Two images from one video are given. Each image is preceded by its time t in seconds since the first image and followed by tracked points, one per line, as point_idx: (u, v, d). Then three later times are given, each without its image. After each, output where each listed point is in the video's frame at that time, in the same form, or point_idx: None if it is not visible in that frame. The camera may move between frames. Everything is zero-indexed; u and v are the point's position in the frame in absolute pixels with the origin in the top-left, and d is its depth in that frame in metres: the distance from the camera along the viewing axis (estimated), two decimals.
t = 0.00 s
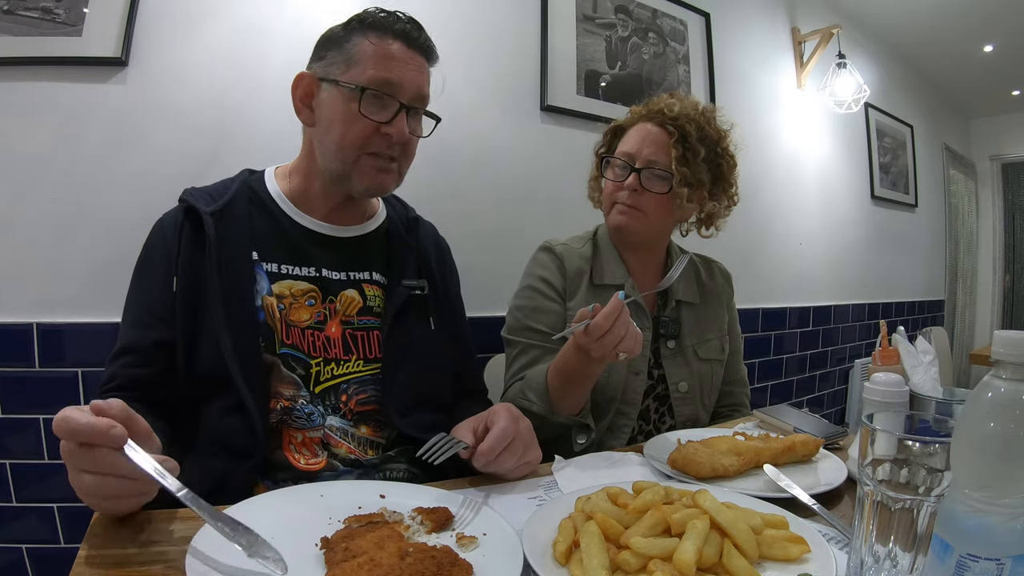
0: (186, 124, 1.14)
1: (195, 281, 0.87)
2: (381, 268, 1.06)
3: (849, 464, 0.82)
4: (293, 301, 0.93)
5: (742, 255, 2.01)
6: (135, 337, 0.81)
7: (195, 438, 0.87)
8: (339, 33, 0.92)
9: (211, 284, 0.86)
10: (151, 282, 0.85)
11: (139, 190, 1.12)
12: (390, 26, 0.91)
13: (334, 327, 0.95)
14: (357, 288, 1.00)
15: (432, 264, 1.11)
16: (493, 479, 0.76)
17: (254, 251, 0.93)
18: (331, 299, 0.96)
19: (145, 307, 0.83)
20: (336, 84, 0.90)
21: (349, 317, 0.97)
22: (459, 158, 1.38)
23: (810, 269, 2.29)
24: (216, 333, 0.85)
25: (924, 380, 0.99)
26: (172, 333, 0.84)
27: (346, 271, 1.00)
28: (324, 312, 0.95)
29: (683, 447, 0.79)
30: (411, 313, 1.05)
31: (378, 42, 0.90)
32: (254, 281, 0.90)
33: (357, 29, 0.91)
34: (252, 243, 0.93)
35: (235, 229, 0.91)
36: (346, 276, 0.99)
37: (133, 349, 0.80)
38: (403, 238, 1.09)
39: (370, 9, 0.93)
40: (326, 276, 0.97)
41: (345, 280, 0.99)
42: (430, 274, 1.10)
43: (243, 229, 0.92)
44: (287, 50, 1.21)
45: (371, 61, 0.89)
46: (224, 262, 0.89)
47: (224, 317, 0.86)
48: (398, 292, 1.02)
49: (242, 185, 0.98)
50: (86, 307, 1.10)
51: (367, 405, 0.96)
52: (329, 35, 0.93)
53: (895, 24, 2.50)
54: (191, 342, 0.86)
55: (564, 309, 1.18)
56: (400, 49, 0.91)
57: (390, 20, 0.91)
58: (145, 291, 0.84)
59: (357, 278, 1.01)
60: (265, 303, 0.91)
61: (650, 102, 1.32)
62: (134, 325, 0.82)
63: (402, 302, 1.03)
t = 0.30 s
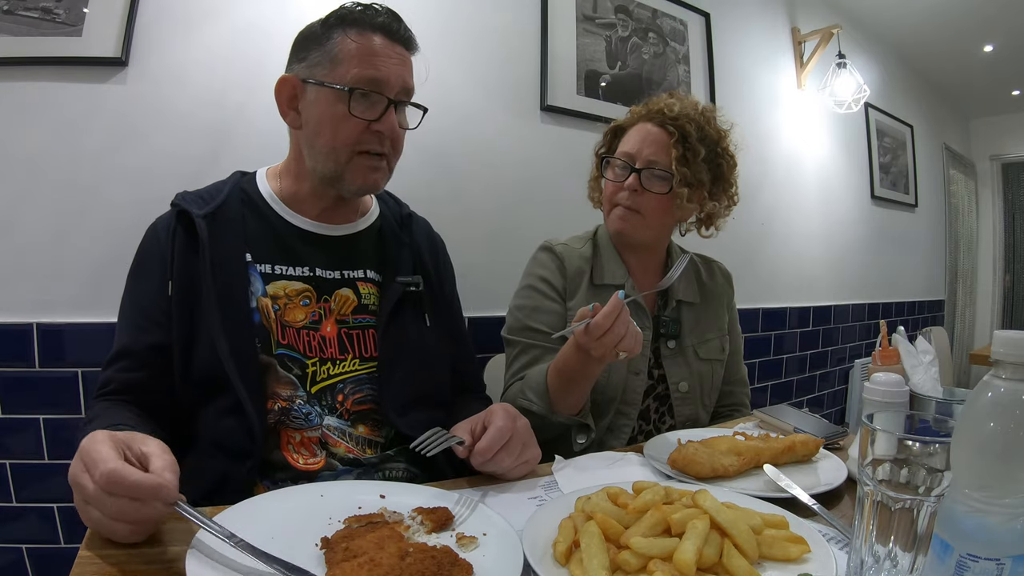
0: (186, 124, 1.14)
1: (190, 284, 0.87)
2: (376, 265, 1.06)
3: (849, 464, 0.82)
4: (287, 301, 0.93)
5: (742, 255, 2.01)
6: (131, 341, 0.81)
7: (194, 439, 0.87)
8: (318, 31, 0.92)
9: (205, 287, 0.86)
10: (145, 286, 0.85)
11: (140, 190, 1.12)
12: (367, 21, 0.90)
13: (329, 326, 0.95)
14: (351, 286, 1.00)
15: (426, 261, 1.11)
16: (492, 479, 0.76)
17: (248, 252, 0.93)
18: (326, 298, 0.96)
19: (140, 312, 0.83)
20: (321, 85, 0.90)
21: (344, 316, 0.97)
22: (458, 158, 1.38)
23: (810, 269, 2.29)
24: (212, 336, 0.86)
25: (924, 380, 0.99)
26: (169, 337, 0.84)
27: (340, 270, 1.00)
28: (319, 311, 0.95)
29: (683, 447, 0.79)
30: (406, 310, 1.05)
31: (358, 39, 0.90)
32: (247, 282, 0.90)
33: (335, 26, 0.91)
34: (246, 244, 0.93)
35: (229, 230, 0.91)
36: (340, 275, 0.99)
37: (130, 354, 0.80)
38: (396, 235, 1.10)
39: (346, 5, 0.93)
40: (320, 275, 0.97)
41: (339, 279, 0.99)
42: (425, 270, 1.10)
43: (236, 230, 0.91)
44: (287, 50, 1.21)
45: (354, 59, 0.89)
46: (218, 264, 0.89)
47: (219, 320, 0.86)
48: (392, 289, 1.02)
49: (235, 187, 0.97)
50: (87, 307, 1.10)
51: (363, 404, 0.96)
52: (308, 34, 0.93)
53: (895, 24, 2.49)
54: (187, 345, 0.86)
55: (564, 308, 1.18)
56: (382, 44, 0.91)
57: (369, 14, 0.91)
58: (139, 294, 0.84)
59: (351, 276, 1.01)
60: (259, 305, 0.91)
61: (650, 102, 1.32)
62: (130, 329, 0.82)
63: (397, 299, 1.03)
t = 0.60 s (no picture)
0: (185, 124, 1.14)
1: (189, 284, 0.87)
2: (377, 265, 1.06)
3: (849, 464, 0.82)
4: (288, 301, 0.93)
5: (742, 255, 2.01)
6: (130, 341, 0.80)
7: (194, 439, 0.87)
8: (318, 27, 0.92)
9: (205, 286, 0.86)
10: (144, 286, 0.85)
11: (140, 191, 1.12)
12: (365, 16, 0.90)
13: (330, 326, 0.95)
14: (352, 286, 1.00)
15: (427, 260, 1.11)
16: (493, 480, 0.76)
17: (248, 252, 0.93)
18: (327, 297, 0.96)
19: (139, 312, 0.83)
20: (322, 82, 0.90)
21: (344, 316, 0.97)
22: (459, 158, 1.38)
23: (810, 269, 2.29)
24: (211, 336, 0.86)
25: (924, 380, 0.99)
26: (167, 337, 0.84)
27: (341, 269, 1.00)
28: (319, 311, 0.95)
29: (683, 447, 0.79)
30: (407, 308, 1.05)
31: (357, 36, 0.90)
32: (248, 281, 0.90)
33: (334, 21, 0.90)
34: (246, 243, 0.93)
35: (228, 230, 0.91)
36: (341, 275, 0.99)
37: (130, 354, 0.80)
38: (397, 233, 1.10)
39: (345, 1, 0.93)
40: (320, 274, 0.97)
41: (339, 278, 0.99)
42: (426, 268, 1.10)
43: (235, 230, 0.92)
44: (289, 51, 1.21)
45: (354, 57, 0.89)
46: (217, 264, 0.89)
47: (219, 320, 0.86)
48: (393, 288, 1.02)
49: (234, 186, 0.97)
50: (86, 306, 1.10)
51: (364, 405, 0.96)
52: (307, 31, 0.92)
53: (894, 24, 2.50)
54: (185, 345, 0.85)
55: (563, 308, 1.18)
56: (381, 40, 0.91)
57: (369, 10, 0.91)
58: (138, 294, 0.84)
59: (352, 276, 1.00)
60: (259, 305, 0.91)
61: (650, 102, 1.31)
62: (128, 330, 0.81)
63: (398, 298, 1.03)
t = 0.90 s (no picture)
0: (185, 124, 1.14)
1: (195, 281, 0.87)
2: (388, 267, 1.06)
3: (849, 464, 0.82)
4: (296, 301, 0.93)
5: (742, 254, 2.01)
6: (132, 337, 0.80)
7: (195, 439, 0.87)
8: (335, 23, 0.91)
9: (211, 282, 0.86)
10: (151, 280, 0.85)
11: (140, 191, 1.12)
12: (382, 15, 0.89)
13: (338, 327, 0.95)
14: (362, 287, 1.00)
15: (438, 265, 1.11)
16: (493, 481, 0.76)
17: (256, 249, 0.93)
18: (336, 298, 0.96)
19: (143, 309, 0.83)
20: (327, 80, 0.90)
21: (354, 317, 0.98)
22: (458, 158, 1.37)
23: (810, 269, 2.29)
24: (215, 334, 0.86)
25: (923, 380, 0.99)
26: (170, 335, 0.84)
27: (350, 270, 1.00)
28: (328, 311, 0.95)
29: (683, 447, 0.79)
30: (418, 312, 1.05)
31: (370, 33, 0.88)
32: (257, 279, 0.91)
33: (351, 19, 0.89)
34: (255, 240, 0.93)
35: (237, 226, 0.91)
36: (351, 275, 0.99)
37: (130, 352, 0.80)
38: (409, 235, 1.09)
39: None
40: (329, 274, 0.97)
41: (349, 279, 0.99)
42: (437, 270, 1.10)
43: (244, 227, 0.92)
44: (289, 51, 1.21)
45: (361, 54, 0.88)
46: (223, 263, 0.89)
47: (224, 318, 0.86)
48: (404, 292, 1.02)
49: (243, 180, 0.98)
50: (87, 306, 1.10)
51: (370, 409, 0.96)
52: (325, 26, 0.92)
53: (894, 24, 2.50)
54: (189, 342, 0.85)
55: (563, 308, 1.18)
56: (394, 40, 0.89)
57: (386, 9, 0.90)
58: (144, 288, 0.84)
59: (362, 277, 1.01)
60: (267, 304, 0.91)
61: (650, 102, 1.31)
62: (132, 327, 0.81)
63: (409, 302, 1.03)
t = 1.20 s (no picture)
0: (185, 124, 1.14)
1: (219, 265, 0.85)
2: (408, 272, 1.06)
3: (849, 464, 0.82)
4: (318, 297, 0.92)
5: (742, 254, 2.02)
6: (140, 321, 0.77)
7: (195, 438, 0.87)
8: (373, 25, 0.92)
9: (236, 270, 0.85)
10: (172, 255, 0.81)
11: (140, 190, 1.12)
12: (421, 19, 0.90)
13: (358, 327, 0.95)
14: (383, 289, 1.00)
15: (456, 272, 1.13)
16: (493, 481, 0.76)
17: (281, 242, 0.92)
18: (357, 298, 0.96)
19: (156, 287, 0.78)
20: (362, 78, 0.91)
21: (374, 318, 0.97)
22: (458, 158, 1.37)
23: (810, 269, 2.29)
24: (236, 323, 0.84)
25: (924, 380, 0.99)
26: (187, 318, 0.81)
27: (372, 272, 1.00)
28: (348, 309, 0.95)
29: (683, 447, 0.79)
30: (435, 320, 1.06)
31: (407, 36, 0.89)
32: (280, 274, 0.89)
33: (390, 22, 0.90)
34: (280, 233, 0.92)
35: (265, 215, 0.91)
36: (373, 277, 0.99)
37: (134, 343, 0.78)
38: (428, 242, 1.10)
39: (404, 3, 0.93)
40: (352, 273, 0.97)
41: (372, 280, 0.99)
42: (455, 279, 1.12)
43: (272, 218, 0.91)
44: (288, 50, 1.20)
45: (399, 56, 0.89)
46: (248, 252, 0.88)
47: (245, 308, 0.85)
48: (424, 297, 1.03)
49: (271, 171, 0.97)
50: (86, 307, 1.10)
51: (386, 410, 0.95)
52: (364, 27, 0.93)
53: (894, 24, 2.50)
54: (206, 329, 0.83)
55: (563, 308, 1.18)
56: (430, 45, 0.90)
57: (424, 14, 0.91)
58: (160, 256, 0.79)
59: (383, 280, 1.01)
60: (290, 298, 0.89)
61: (650, 102, 1.31)
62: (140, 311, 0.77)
63: (429, 308, 1.03)
